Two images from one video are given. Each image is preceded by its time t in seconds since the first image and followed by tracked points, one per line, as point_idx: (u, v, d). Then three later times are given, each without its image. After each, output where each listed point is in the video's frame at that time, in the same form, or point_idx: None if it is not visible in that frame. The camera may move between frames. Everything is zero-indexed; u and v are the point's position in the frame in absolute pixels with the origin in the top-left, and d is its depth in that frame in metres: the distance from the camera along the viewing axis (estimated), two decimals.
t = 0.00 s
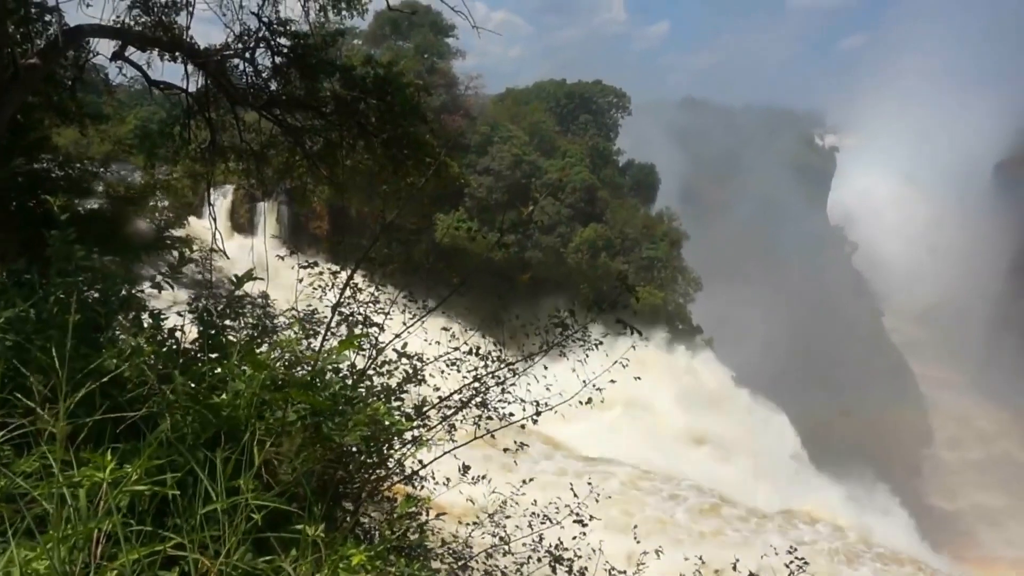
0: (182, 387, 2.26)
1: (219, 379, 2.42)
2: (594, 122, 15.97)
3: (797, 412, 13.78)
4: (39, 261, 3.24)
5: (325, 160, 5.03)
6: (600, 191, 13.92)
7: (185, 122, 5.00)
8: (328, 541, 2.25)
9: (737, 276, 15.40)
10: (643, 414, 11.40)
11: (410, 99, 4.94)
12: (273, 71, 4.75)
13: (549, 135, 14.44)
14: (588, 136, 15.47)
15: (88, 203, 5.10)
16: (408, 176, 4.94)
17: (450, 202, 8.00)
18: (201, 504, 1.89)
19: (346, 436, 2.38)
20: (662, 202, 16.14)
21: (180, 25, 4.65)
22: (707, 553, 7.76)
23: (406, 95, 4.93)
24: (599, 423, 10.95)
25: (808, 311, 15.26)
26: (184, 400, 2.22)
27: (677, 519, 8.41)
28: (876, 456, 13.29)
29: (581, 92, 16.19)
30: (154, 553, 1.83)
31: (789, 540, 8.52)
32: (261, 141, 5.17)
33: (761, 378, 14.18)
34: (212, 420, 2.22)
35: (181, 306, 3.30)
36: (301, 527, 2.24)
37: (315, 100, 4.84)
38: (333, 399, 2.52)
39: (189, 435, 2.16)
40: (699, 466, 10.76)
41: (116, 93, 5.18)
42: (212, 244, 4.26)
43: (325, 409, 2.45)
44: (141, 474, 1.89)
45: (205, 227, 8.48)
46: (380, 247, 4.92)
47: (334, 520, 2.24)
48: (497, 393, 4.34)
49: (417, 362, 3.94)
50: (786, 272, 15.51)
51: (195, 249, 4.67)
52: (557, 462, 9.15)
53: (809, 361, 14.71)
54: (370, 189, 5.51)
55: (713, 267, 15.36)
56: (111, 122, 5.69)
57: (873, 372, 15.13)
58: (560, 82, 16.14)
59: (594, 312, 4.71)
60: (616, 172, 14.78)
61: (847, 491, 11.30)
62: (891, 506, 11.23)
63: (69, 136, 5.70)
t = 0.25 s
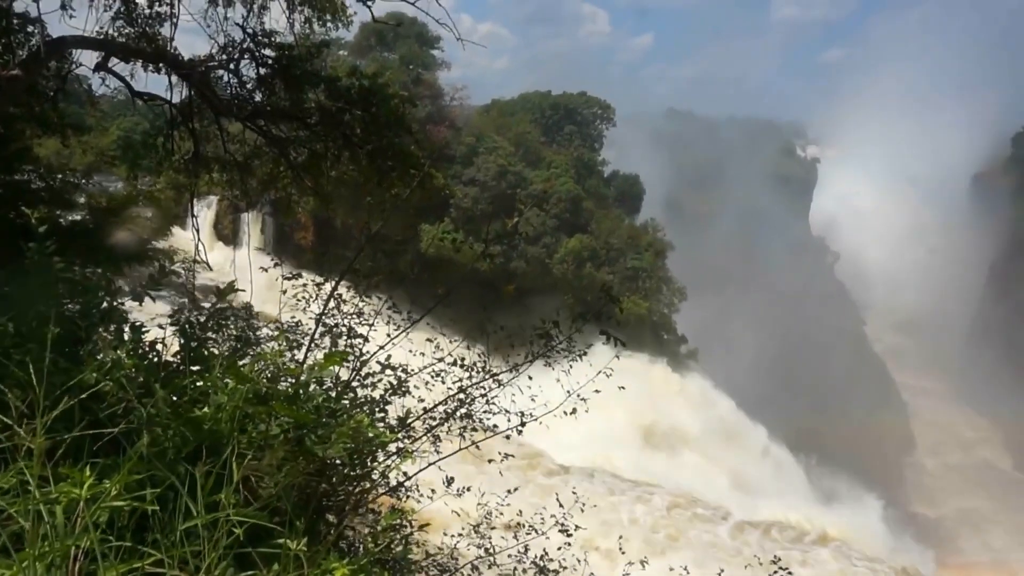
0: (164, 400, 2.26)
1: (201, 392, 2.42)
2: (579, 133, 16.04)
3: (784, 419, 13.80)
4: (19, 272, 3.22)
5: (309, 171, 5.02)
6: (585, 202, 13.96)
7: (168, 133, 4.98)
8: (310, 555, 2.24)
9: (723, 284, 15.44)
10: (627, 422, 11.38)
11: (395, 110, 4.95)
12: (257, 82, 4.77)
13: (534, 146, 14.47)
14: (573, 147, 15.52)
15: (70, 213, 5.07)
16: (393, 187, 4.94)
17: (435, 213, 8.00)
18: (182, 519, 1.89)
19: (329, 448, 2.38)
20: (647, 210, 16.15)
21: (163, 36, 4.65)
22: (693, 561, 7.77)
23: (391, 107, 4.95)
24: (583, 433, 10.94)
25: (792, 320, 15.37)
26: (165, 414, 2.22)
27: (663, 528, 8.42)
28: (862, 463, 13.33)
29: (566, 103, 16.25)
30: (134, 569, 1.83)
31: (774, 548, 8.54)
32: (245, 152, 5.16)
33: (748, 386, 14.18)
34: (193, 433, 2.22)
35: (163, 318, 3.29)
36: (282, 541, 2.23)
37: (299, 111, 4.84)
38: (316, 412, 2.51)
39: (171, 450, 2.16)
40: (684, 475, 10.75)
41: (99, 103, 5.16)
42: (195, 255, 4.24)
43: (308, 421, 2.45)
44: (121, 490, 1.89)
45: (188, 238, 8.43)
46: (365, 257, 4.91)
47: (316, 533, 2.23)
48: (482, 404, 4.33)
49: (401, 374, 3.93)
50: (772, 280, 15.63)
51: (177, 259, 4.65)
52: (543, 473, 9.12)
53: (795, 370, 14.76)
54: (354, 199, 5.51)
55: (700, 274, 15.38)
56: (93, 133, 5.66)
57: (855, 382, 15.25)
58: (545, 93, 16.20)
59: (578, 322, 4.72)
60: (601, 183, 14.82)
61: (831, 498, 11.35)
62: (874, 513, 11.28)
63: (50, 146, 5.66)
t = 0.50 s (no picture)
0: (148, 409, 2.25)
1: (184, 400, 2.41)
2: (565, 139, 16.08)
3: (771, 423, 13.84)
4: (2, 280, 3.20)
5: (295, 178, 5.02)
6: (572, 208, 13.98)
7: (153, 140, 4.97)
8: (296, 563, 2.24)
9: (709, 289, 15.51)
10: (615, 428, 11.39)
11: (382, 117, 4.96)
12: (242, 89, 4.78)
13: (520, 152, 14.50)
14: (559, 153, 15.56)
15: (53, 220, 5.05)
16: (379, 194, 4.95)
17: (421, 220, 8.00)
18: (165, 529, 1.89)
19: (315, 456, 2.37)
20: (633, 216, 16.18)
21: (148, 43, 4.64)
22: (680, 565, 7.79)
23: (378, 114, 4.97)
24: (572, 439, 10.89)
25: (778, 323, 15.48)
26: (149, 423, 2.22)
27: (650, 532, 8.43)
28: (848, 466, 13.41)
29: (552, 109, 16.29)
30: None
31: (761, 551, 8.58)
32: (230, 160, 5.16)
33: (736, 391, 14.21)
34: (176, 443, 2.21)
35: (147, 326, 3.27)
36: (267, 550, 2.23)
37: (285, 118, 4.84)
38: (302, 420, 2.51)
39: (154, 459, 2.15)
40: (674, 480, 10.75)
41: (83, 110, 5.14)
42: (180, 263, 4.23)
43: (294, 430, 2.44)
44: (104, 501, 1.88)
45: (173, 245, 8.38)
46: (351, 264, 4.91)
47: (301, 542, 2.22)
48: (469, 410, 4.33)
49: (388, 381, 3.93)
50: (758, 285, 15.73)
51: (162, 267, 4.63)
52: (531, 479, 9.12)
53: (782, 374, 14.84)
54: (340, 206, 5.52)
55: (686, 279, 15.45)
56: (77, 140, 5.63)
57: (841, 386, 15.34)
58: (531, 100, 16.23)
59: (565, 328, 4.73)
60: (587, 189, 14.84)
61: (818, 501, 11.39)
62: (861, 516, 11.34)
63: (32, 153, 5.62)
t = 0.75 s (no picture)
0: (130, 415, 2.23)
1: (169, 406, 2.38)
2: (552, 143, 16.07)
3: (759, 425, 13.86)
4: None
5: (281, 181, 4.99)
6: (559, 210, 13.97)
7: (136, 144, 4.93)
8: (282, 570, 2.21)
9: (696, 292, 15.52)
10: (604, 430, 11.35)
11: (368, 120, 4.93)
12: (227, 92, 4.74)
13: (507, 156, 14.47)
14: (546, 156, 15.55)
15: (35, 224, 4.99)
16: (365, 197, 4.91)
17: (407, 224, 7.97)
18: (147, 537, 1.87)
19: (299, 462, 2.34)
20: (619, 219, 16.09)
21: (131, 45, 4.60)
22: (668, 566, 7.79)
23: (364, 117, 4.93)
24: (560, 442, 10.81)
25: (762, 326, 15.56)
26: (132, 430, 2.19)
27: (638, 532, 8.42)
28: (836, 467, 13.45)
29: (538, 112, 16.27)
30: None
31: (748, 551, 8.59)
32: (215, 163, 5.12)
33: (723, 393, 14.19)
34: (160, 450, 2.19)
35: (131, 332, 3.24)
36: (252, 556, 2.20)
37: (270, 122, 4.81)
38: (287, 426, 2.47)
39: (138, 466, 2.13)
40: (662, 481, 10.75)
41: (65, 114, 5.09)
42: (164, 267, 4.19)
43: (278, 436, 2.41)
44: (85, 509, 1.86)
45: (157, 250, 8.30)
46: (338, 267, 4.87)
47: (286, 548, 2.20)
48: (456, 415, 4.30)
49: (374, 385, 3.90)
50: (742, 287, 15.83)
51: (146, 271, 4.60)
52: (518, 483, 9.08)
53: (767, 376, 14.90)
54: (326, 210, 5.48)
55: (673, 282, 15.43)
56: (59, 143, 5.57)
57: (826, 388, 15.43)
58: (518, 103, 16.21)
59: (551, 331, 4.70)
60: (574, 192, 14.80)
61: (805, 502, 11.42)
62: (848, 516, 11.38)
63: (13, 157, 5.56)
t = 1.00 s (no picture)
0: (113, 421, 2.21)
1: (153, 410, 2.36)
2: (539, 143, 16.07)
3: (747, 425, 13.82)
4: None
5: (266, 184, 4.97)
6: (545, 211, 13.96)
7: (120, 147, 4.90)
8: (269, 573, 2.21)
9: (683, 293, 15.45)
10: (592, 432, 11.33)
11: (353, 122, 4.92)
12: (210, 95, 4.71)
13: (493, 157, 14.45)
14: (532, 157, 15.51)
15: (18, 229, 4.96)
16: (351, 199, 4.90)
17: (394, 225, 7.94)
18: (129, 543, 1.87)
19: (286, 465, 2.34)
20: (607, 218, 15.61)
21: (113, 48, 4.57)
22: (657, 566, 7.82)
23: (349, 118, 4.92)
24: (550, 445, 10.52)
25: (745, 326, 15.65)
26: (116, 435, 2.18)
27: (625, 533, 8.45)
28: (824, 467, 13.50)
29: (524, 113, 16.24)
30: None
31: (736, 550, 8.63)
32: (199, 166, 5.10)
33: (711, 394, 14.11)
34: (144, 455, 2.17)
35: (115, 335, 3.21)
36: (239, 560, 2.20)
37: (255, 124, 4.79)
38: (274, 430, 2.46)
39: (121, 471, 2.12)
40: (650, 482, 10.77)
41: (47, 118, 5.05)
42: (149, 271, 4.17)
43: (265, 440, 2.40)
44: (66, 516, 1.86)
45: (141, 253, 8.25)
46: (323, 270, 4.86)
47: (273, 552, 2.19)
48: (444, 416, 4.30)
49: (361, 387, 3.88)
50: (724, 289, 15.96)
51: (130, 276, 4.58)
52: (508, 483, 9.08)
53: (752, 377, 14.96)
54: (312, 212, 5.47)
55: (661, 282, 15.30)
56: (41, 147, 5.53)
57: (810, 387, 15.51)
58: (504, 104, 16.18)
59: (539, 333, 4.70)
60: (561, 192, 14.72)
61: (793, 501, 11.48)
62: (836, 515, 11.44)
63: None
